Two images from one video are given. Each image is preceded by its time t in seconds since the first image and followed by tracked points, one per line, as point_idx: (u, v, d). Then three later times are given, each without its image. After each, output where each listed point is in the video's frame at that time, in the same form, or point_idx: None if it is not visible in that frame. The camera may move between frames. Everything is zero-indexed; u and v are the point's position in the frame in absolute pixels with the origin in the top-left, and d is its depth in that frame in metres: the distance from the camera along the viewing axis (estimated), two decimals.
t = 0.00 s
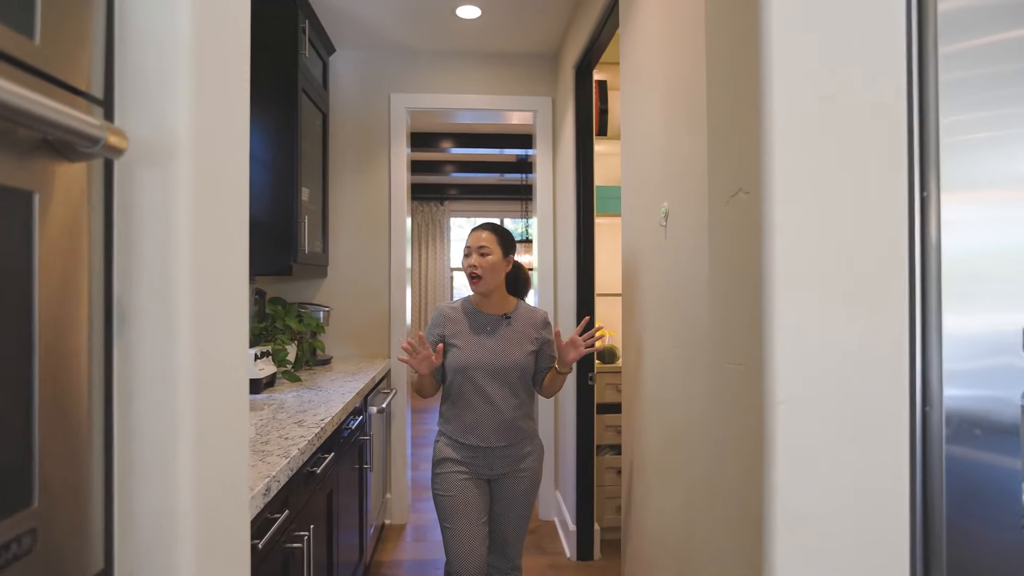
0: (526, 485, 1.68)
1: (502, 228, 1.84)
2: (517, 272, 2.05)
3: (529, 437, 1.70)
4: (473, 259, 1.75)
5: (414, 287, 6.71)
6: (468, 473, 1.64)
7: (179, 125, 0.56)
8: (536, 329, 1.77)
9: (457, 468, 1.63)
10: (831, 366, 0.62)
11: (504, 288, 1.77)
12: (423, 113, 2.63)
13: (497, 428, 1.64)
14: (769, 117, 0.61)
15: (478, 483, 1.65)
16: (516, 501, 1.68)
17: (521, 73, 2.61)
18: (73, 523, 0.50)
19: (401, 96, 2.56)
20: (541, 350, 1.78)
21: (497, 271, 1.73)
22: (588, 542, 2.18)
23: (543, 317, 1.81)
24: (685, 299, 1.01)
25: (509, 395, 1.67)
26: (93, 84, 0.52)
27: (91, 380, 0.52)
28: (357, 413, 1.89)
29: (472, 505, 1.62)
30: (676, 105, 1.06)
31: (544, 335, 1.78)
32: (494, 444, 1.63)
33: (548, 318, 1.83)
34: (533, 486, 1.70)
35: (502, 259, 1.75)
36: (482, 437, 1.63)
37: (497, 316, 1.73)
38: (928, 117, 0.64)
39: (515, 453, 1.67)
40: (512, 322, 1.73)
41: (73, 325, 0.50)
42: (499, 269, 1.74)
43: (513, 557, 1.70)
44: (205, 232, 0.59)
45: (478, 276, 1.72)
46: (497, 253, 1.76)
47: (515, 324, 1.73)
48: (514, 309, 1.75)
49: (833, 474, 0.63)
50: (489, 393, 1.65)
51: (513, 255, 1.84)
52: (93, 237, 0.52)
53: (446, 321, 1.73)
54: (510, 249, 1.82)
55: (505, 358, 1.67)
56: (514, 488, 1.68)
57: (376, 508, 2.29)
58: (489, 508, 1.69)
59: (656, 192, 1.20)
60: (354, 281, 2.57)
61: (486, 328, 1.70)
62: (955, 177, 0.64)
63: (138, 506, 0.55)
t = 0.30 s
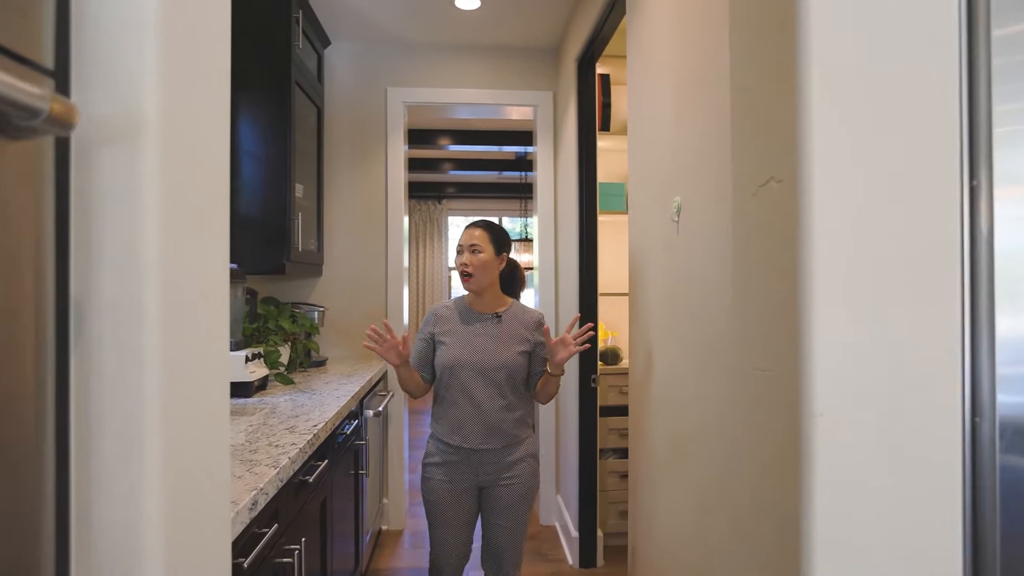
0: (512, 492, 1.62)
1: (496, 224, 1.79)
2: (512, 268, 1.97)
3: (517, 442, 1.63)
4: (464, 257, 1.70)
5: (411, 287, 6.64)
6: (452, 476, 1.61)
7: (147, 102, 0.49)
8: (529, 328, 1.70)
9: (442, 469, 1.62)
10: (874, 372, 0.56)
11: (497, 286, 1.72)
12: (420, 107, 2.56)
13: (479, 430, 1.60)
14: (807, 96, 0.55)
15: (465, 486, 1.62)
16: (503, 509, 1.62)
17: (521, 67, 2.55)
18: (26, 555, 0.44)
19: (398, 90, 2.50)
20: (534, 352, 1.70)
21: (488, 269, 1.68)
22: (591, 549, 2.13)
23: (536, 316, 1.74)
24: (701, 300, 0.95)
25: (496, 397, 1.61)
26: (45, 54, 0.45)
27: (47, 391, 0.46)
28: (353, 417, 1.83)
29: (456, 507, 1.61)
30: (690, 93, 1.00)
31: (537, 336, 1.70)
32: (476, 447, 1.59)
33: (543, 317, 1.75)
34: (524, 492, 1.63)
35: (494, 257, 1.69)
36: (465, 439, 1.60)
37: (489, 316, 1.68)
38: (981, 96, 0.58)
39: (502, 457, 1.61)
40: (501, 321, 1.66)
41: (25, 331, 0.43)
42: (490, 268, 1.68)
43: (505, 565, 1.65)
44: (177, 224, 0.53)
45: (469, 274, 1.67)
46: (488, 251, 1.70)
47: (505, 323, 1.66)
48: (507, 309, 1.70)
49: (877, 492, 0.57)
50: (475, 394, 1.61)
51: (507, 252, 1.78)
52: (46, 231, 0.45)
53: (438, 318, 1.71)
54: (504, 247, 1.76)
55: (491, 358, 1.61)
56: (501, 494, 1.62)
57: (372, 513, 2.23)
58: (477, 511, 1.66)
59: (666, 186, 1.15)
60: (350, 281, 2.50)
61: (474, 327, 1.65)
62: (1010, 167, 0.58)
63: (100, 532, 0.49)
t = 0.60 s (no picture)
0: (491, 489, 1.65)
1: (485, 222, 1.78)
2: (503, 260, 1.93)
3: (496, 441, 1.66)
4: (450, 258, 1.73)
5: (410, 286, 6.58)
6: (436, 470, 1.69)
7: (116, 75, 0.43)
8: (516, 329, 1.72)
9: (427, 462, 1.70)
10: (925, 379, 0.51)
11: (484, 283, 1.74)
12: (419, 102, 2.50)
13: (457, 427, 1.65)
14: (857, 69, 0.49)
15: (450, 481, 1.68)
16: (484, 506, 1.66)
17: (522, 61, 2.49)
18: None
19: (396, 84, 2.44)
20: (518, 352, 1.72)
21: (473, 271, 1.70)
22: (594, 555, 2.08)
23: (525, 316, 1.75)
24: (720, 300, 0.90)
25: (476, 395, 1.66)
26: None
27: None
28: (350, 420, 1.78)
29: (441, 499, 1.69)
30: (708, 79, 0.94)
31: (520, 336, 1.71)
32: (454, 443, 1.65)
33: (532, 318, 1.76)
34: (506, 491, 1.65)
35: (479, 258, 1.71)
36: (444, 435, 1.66)
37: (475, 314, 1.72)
38: None
39: (479, 454, 1.65)
40: (484, 321, 1.70)
41: None
42: (476, 268, 1.70)
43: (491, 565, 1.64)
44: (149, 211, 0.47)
45: (455, 277, 1.70)
46: (472, 252, 1.71)
47: (490, 323, 1.70)
48: (492, 307, 1.72)
49: (932, 513, 0.51)
50: (457, 392, 1.66)
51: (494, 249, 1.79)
52: None
53: (427, 317, 1.78)
54: (491, 243, 1.77)
55: (471, 358, 1.65)
56: (480, 490, 1.66)
57: (371, 518, 2.18)
58: (463, 505, 1.72)
59: (679, 180, 1.09)
60: (347, 280, 2.44)
61: (457, 326, 1.71)
62: None
63: (58, 561, 0.43)
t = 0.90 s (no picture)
0: (484, 491, 1.60)
1: (466, 227, 1.67)
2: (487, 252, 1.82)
3: (487, 441, 1.61)
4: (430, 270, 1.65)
5: (409, 286, 6.53)
6: (428, 473, 1.64)
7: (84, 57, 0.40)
8: (505, 328, 1.68)
9: (419, 465, 1.65)
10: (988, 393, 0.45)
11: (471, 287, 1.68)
12: (419, 98, 2.45)
13: (448, 428, 1.61)
14: (914, 45, 0.44)
15: (443, 483, 1.64)
16: (478, 509, 1.60)
17: (524, 57, 2.44)
18: None
19: (395, 80, 2.38)
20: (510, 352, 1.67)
21: (456, 282, 1.63)
22: (598, 562, 2.03)
23: (514, 316, 1.70)
24: (740, 303, 0.85)
25: (464, 396, 1.62)
26: None
27: None
28: (347, 424, 1.73)
29: (435, 502, 1.65)
30: (725, 69, 0.90)
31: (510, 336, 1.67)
32: (445, 445, 1.60)
33: (522, 317, 1.71)
34: (498, 492, 1.61)
35: (461, 269, 1.62)
36: (434, 437, 1.62)
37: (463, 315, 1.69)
38: None
39: (471, 456, 1.60)
40: (473, 322, 1.66)
41: None
42: (458, 280, 1.63)
43: (487, 570, 1.59)
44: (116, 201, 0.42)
45: (439, 290, 1.64)
46: (453, 263, 1.62)
47: (478, 324, 1.65)
48: (479, 309, 1.67)
49: (993, 545, 0.46)
50: (445, 394, 1.62)
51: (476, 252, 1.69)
52: None
53: (415, 318, 1.74)
54: (473, 246, 1.68)
55: (459, 358, 1.61)
56: (474, 492, 1.61)
57: (369, 525, 2.13)
58: (457, 508, 1.67)
59: (692, 176, 1.04)
60: (345, 280, 2.39)
61: (446, 327, 1.67)
62: None
63: None
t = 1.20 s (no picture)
0: (481, 495, 1.56)
1: (465, 227, 1.64)
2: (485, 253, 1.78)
3: (484, 445, 1.57)
4: (427, 268, 1.60)
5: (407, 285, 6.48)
6: (424, 477, 1.60)
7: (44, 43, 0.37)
8: (501, 330, 1.63)
9: (415, 469, 1.61)
10: None
11: (468, 288, 1.64)
12: (418, 96, 2.41)
13: (444, 432, 1.56)
14: (974, 28, 0.40)
15: (438, 488, 1.60)
16: (475, 514, 1.56)
17: (526, 54, 2.40)
18: None
19: (394, 77, 2.34)
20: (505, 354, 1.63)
21: (456, 281, 1.59)
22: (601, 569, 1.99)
23: (509, 317, 1.65)
24: (759, 307, 0.81)
25: (460, 400, 1.57)
26: None
27: None
28: (345, 430, 1.68)
29: (431, 507, 1.61)
30: (743, 59, 0.85)
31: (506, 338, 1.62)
32: (441, 449, 1.56)
33: (518, 318, 1.66)
34: (494, 496, 1.57)
35: (458, 268, 1.58)
36: (430, 441, 1.57)
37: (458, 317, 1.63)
38: None
39: (468, 460, 1.56)
40: (469, 324, 1.61)
41: None
42: (456, 278, 1.58)
43: None
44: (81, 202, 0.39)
45: (437, 289, 1.59)
46: (450, 261, 1.58)
47: (474, 327, 1.60)
48: (476, 309, 1.63)
49: None
50: (440, 398, 1.57)
51: (473, 254, 1.66)
52: None
53: (409, 321, 1.69)
54: (472, 247, 1.64)
55: (454, 361, 1.57)
56: (470, 497, 1.57)
57: (368, 531, 2.08)
58: (454, 513, 1.63)
59: (706, 173, 1.00)
60: (343, 282, 2.35)
61: (440, 329, 1.62)
62: None
63: None
